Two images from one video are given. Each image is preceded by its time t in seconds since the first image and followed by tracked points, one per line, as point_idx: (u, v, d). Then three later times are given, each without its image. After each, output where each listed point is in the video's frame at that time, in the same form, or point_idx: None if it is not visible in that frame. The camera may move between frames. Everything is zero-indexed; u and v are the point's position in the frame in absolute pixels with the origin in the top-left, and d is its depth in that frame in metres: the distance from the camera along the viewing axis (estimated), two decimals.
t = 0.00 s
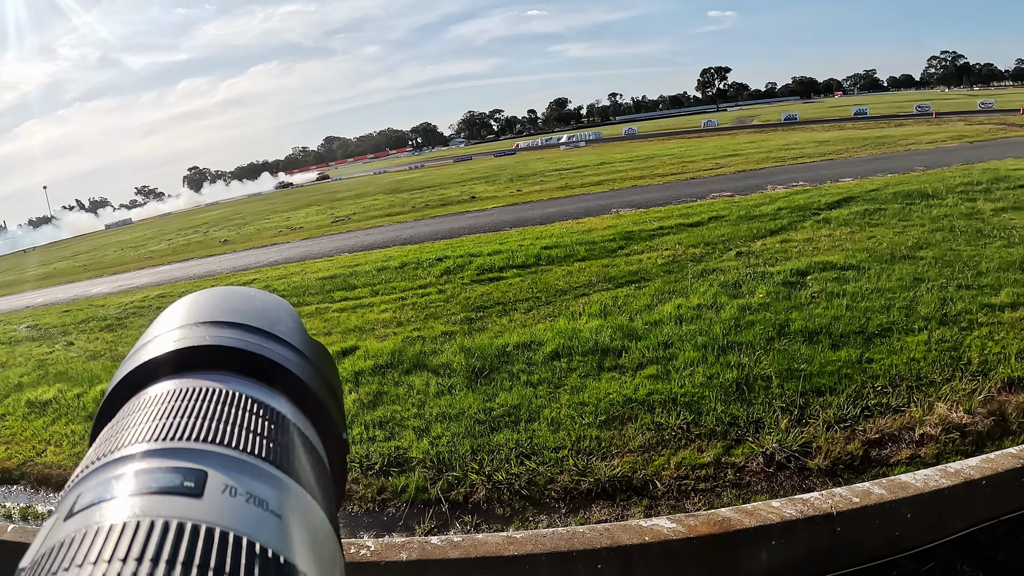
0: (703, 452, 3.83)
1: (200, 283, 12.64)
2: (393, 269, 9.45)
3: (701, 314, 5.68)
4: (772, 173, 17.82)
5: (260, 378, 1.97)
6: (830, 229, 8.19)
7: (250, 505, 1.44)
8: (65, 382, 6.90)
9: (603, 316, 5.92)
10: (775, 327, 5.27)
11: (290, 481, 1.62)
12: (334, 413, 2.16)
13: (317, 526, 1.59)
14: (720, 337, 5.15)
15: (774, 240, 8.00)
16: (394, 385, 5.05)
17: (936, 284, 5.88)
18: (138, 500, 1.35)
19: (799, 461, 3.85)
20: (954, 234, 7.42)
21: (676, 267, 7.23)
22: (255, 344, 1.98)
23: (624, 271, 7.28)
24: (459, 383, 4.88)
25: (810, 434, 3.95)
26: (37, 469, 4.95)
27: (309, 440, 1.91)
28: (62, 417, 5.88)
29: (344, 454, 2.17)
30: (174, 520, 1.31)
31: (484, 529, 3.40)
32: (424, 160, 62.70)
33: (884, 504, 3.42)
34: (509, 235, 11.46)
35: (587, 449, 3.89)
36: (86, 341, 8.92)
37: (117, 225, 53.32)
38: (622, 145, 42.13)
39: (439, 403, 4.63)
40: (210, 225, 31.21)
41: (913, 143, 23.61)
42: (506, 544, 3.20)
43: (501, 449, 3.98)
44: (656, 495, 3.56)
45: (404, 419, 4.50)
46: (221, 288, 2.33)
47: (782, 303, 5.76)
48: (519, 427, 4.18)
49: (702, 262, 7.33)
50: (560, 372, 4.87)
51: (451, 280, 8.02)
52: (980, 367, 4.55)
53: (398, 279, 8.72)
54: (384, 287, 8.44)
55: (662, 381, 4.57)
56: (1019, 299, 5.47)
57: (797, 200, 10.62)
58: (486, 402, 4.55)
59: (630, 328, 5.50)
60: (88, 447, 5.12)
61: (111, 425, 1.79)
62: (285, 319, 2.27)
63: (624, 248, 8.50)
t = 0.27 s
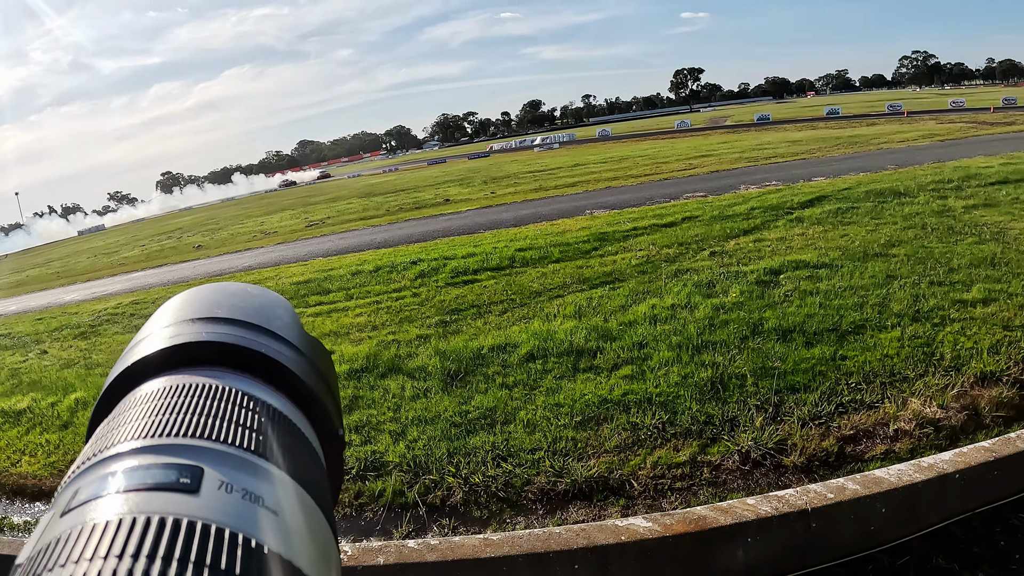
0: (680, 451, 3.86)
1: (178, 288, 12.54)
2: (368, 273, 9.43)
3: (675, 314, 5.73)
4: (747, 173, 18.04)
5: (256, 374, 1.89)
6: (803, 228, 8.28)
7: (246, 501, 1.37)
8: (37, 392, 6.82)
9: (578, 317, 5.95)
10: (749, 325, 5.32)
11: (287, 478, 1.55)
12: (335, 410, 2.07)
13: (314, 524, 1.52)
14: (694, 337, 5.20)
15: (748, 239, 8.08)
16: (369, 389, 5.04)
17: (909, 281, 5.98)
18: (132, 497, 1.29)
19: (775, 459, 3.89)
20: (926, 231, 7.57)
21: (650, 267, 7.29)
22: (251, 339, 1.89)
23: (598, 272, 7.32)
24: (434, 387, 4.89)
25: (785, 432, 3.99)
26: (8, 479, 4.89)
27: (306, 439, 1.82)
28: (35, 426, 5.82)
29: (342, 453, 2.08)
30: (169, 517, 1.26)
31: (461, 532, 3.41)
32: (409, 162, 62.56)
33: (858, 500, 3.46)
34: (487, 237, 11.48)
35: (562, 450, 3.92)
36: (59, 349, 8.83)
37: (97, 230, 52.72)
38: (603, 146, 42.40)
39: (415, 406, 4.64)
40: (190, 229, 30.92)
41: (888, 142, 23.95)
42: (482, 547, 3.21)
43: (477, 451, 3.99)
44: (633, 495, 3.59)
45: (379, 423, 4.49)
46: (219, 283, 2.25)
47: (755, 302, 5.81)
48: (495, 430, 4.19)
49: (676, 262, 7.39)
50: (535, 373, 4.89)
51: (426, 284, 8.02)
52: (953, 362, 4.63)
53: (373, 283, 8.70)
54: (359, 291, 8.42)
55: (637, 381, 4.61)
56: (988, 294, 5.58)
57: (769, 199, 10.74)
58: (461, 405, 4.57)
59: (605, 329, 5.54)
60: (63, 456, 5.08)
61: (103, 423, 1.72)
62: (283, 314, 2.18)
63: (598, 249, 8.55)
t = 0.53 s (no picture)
0: (658, 451, 3.90)
1: (158, 293, 12.44)
2: (344, 277, 9.41)
3: (651, 314, 5.77)
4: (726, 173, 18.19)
5: (253, 374, 1.85)
6: (777, 227, 8.37)
7: (245, 500, 1.34)
8: (10, 401, 6.74)
9: (554, 319, 5.98)
10: (725, 325, 5.37)
11: (285, 476, 1.52)
12: (331, 410, 2.04)
13: (312, 523, 1.49)
14: (670, 337, 5.24)
15: (723, 239, 8.15)
16: (346, 394, 5.03)
17: (883, 278, 6.07)
18: (129, 496, 1.25)
19: (752, 456, 3.93)
20: (899, 229, 7.67)
21: (625, 268, 7.33)
22: (249, 339, 1.85)
23: (574, 273, 7.35)
24: (411, 391, 4.89)
25: (761, 430, 4.03)
26: None
27: (304, 440, 1.79)
28: (10, 435, 5.77)
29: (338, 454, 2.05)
30: (166, 517, 1.22)
31: (440, 535, 3.43)
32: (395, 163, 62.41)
33: (833, 495, 3.50)
34: (467, 239, 11.50)
35: (540, 452, 3.94)
36: (33, 358, 8.73)
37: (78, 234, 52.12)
38: (585, 147, 42.59)
39: (392, 410, 4.64)
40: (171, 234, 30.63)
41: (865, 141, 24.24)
42: (461, 549, 3.22)
43: (455, 454, 4.01)
44: (610, 496, 3.62)
45: (356, 428, 4.49)
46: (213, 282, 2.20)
47: (730, 301, 5.87)
48: (473, 432, 4.21)
49: (651, 262, 7.45)
50: (511, 375, 4.91)
51: (402, 287, 8.01)
52: (927, 358, 4.70)
53: (349, 287, 8.68)
54: (335, 295, 8.38)
55: (613, 382, 4.64)
56: (961, 290, 5.68)
57: (745, 199, 10.84)
58: (439, 408, 4.58)
59: (581, 330, 5.57)
60: (39, 464, 5.05)
61: (98, 425, 1.68)
62: (279, 314, 2.14)
63: (573, 251, 8.60)
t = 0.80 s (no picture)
0: (634, 450, 3.94)
1: (137, 299, 12.32)
2: (320, 281, 9.37)
3: (626, 315, 5.82)
4: (704, 172, 18.33)
5: (258, 373, 1.86)
6: (751, 227, 8.45)
7: (249, 500, 1.35)
8: None
9: (530, 321, 6.01)
10: (700, 324, 5.43)
11: (289, 475, 1.53)
12: (335, 407, 2.04)
13: (316, 521, 1.51)
14: (645, 337, 5.29)
15: (697, 240, 8.22)
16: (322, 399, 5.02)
17: (856, 276, 6.15)
18: (137, 494, 1.26)
19: (728, 455, 3.98)
20: (873, 227, 7.77)
21: (600, 269, 7.38)
22: (254, 338, 1.86)
23: (550, 275, 7.38)
24: (387, 395, 4.90)
25: (737, 428, 4.08)
26: None
27: (310, 438, 1.80)
28: None
29: (343, 451, 2.06)
30: (174, 515, 1.24)
31: (418, 538, 3.45)
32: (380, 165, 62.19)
33: (808, 491, 3.55)
34: (446, 242, 11.50)
35: (517, 454, 3.97)
36: (6, 368, 8.62)
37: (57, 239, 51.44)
38: (568, 147, 42.72)
39: (369, 414, 4.65)
40: (151, 239, 30.31)
41: (841, 140, 24.52)
42: (439, 551, 3.24)
43: (432, 457, 4.03)
44: (588, 496, 3.65)
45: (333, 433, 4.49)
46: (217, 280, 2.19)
47: (704, 301, 5.92)
48: (450, 435, 4.24)
49: (626, 263, 7.50)
50: (488, 378, 4.94)
51: (378, 292, 8.00)
52: (900, 354, 4.78)
53: (325, 292, 8.65)
54: (311, 300, 8.34)
55: (589, 383, 4.68)
56: (934, 287, 5.79)
57: (719, 199, 10.93)
58: (416, 411, 4.60)
59: (557, 332, 5.60)
60: (14, 475, 5.00)
61: (105, 424, 1.68)
62: (284, 311, 2.14)
63: (549, 252, 8.63)
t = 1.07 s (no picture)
0: (610, 450, 3.98)
1: (113, 306, 12.19)
2: (294, 286, 9.33)
3: (600, 316, 5.87)
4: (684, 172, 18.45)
5: (263, 374, 1.80)
6: (723, 227, 8.54)
7: (255, 501, 1.32)
8: None
9: (503, 323, 6.05)
10: (674, 324, 5.49)
11: (296, 477, 1.50)
12: (342, 409, 1.97)
13: (324, 524, 1.47)
14: (619, 338, 5.34)
15: (670, 240, 8.27)
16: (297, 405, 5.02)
17: (828, 274, 6.24)
18: (143, 497, 1.24)
19: (704, 453, 4.02)
20: (845, 225, 7.87)
21: (573, 270, 7.43)
22: (259, 339, 1.80)
23: (523, 278, 7.42)
24: (363, 400, 4.91)
25: (712, 426, 4.13)
26: None
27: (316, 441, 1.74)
28: None
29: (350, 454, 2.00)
30: (180, 517, 1.21)
31: (396, 542, 3.46)
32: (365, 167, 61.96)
33: (782, 488, 3.59)
34: (424, 245, 11.51)
35: (494, 456, 4.00)
36: None
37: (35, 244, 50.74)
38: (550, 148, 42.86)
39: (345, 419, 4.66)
40: (130, 244, 29.97)
41: (817, 139, 24.82)
42: (416, 554, 3.26)
43: (409, 461, 4.05)
44: (564, 497, 3.67)
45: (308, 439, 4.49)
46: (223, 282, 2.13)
47: (678, 301, 5.98)
48: (426, 439, 4.27)
49: (600, 264, 7.56)
50: (463, 381, 4.97)
51: (352, 296, 7.98)
52: (874, 351, 4.85)
53: (299, 297, 8.62)
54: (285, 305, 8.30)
55: (564, 384, 4.72)
56: (906, 284, 5.89)
57: (693, 199, 11.04)
58: (392, 416, 4.62)
59: (532, 334, 5.64)
60: None
61: (110, 429, 1.65)
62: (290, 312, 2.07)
63: (522, 255, 8.67)
